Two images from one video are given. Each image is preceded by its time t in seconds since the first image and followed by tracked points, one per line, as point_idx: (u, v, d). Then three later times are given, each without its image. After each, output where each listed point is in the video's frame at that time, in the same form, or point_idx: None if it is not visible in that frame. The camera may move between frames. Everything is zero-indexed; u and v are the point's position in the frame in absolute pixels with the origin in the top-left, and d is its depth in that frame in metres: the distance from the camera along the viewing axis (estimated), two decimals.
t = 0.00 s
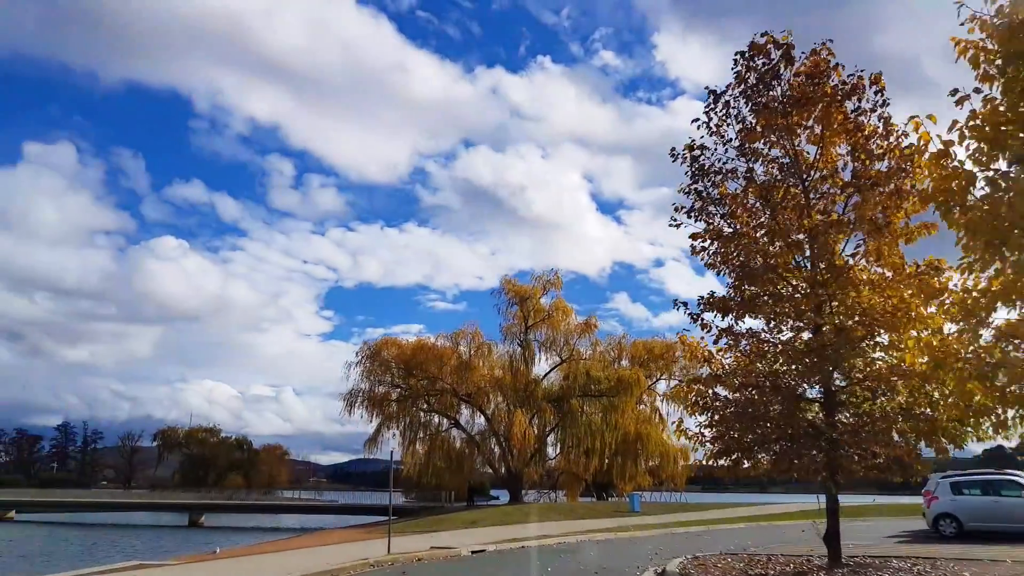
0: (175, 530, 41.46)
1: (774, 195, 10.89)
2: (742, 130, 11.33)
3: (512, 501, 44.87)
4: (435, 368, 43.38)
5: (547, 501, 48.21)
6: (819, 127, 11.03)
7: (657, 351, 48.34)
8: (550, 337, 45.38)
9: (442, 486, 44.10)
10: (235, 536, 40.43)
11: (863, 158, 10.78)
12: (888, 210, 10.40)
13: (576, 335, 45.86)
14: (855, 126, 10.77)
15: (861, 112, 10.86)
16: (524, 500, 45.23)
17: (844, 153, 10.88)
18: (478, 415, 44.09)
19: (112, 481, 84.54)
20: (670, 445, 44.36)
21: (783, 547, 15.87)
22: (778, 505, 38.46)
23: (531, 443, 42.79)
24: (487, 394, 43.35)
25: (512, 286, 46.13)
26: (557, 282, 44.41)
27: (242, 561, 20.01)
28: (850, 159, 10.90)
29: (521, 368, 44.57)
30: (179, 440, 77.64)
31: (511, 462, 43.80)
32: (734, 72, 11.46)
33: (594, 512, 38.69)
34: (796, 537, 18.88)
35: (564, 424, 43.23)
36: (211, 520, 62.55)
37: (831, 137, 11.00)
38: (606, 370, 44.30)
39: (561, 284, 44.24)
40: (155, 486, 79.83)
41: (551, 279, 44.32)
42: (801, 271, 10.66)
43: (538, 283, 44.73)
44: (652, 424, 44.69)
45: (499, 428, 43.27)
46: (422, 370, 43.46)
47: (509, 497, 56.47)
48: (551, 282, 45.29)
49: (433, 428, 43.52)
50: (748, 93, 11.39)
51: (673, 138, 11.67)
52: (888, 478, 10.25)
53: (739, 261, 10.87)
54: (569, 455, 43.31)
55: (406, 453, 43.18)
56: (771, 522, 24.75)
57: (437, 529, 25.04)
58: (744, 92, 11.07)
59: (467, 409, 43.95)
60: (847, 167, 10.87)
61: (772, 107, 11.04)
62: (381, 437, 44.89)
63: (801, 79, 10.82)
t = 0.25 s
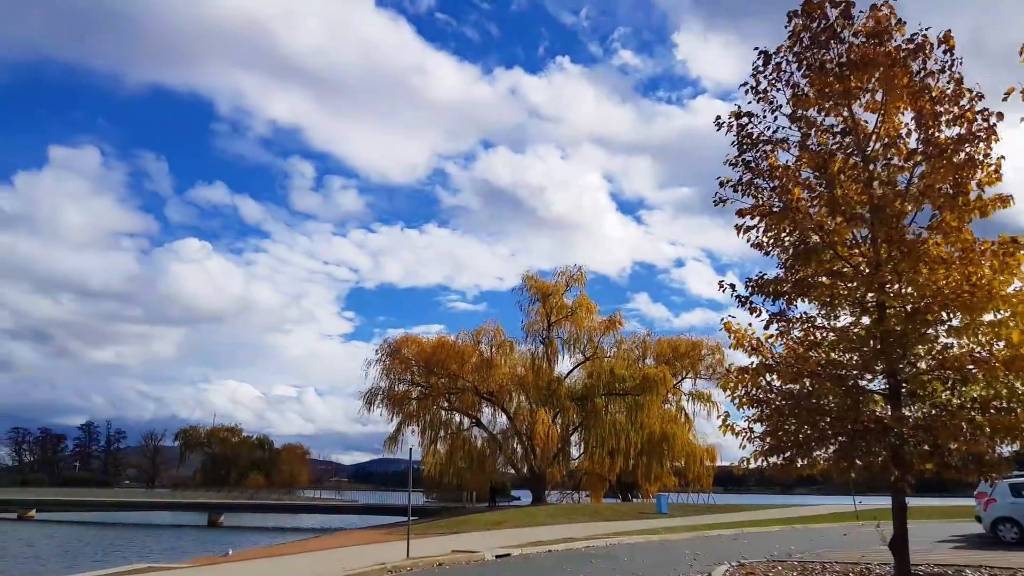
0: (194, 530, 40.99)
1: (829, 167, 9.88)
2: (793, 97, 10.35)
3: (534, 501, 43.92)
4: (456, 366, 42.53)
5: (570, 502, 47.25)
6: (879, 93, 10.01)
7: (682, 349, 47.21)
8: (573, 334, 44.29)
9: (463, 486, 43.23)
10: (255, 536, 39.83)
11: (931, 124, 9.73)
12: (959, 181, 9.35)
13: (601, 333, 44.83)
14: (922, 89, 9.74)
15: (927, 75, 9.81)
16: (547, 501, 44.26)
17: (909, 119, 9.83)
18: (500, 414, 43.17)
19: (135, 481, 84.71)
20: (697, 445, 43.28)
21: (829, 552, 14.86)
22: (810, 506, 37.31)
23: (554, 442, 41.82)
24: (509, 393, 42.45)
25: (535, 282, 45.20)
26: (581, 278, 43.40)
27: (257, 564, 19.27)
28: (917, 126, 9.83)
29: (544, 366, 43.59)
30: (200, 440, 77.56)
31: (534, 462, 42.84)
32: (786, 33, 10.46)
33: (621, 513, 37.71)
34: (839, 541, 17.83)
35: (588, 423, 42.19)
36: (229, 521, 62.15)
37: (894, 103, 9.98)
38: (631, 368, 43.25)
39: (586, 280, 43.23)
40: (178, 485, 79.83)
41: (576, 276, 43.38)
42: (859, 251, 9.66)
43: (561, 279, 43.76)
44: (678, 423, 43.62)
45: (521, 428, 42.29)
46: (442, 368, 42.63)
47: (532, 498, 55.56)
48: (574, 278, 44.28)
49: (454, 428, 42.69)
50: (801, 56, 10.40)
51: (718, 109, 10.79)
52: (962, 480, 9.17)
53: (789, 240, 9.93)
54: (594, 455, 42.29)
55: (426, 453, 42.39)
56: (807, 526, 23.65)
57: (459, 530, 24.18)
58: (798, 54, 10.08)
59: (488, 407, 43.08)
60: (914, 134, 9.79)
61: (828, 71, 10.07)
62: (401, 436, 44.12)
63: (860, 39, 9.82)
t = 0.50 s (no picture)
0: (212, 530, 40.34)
1: (900, 125, 8.77)
2: (856, 52, 9.30)
3: (558, 503, 42.78)
4: (476, 363, 41.56)
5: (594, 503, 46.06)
6: (953, 42, 8.88)
7: (708, 346, 45.91)
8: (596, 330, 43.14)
9: (484, 487, 42.19)
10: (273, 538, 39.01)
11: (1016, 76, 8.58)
12: None
13: (625, 329, 43.68)
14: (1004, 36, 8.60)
15: (1011, 20, 8.66)
16: (570, 502, 43.10)
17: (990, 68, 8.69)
18: (522, 412, 42.10)
19: (156, 481, 84.64)
20: (724, 444, 41.98)
21: (882, 559, 13.69)
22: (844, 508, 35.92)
23: (578, 441, 40.69)
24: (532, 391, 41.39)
25: (556, 276, 44.15)
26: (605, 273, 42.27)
27: (268, 567, 18.37)
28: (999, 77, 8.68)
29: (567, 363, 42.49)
30: (221, 440, 77.29)
31: (557, 462, 41.72)
32: None
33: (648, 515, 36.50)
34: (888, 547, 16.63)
35: (612, 422, 40.98)
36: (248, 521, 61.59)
37: (972, 53, 8.85)
38: (657, 365, 41.98)
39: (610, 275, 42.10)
40: (198, 485, 79.62)
41: (599, 270, 42.27)
42: (933, 219, 8.54)
43: (584, 273, 42.64)
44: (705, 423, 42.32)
45: (544, 426, 41.23)
46: (463, 365, 41.67)
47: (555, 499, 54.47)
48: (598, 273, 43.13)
49: (475, 427, 41.67)
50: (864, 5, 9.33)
51: (768, 71, 9.81)
52: None
53: (850, 209, 8.89)
54: (618, 455, 41.08)
55: (447, 452, 41.41)
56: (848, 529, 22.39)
57: (480, 533, 23.16)
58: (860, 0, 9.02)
59: (510, 405, 42.04)
60: (996, 87, 8.66)
61: (893, 20, 9.00)
62: (421, 436, 43.15)
63: None
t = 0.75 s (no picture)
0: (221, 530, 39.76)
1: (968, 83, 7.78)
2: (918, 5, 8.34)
3: (573, 503, 41.84)
4: (491, 361, 40.72)
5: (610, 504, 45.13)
6: None
7: (727, 344, 44.80)
8: (613, 328, 42.16)
9: (499, 487, 41.33)
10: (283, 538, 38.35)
11: None
12: None
13: (643, 326, 42.68)
14: None
15: None
16: (586, 503, 42.14)
17: None
18: (537, 411, 41.18)
19: (168, 479, 84.47)
20: (744, 445, 40.93)
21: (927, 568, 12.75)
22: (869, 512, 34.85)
23: (594, 440, 39.73)
24: (547, 389, 40.46)
25: (572, 271, 43.24)
26: (623, 268, 41.28)
27: (272, 570, 17.62)
28: None
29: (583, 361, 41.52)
30: (233, 438, 76.95)
31: (573, 461, 40.79)
32: None
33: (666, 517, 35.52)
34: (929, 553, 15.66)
35: (629, 421, 39.94)
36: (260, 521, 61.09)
37: None
38: (676, 364, 40.88)
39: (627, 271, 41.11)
40: (210, 484, 79.32)
41: (617, 266, 41.27)
42: (1009, 187, 7.61)
43: (601, 268, 41.67)
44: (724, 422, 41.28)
45: (560, 425, 40.34)
46: (476, 363, 40.85)
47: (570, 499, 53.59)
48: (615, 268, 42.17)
49: (489, 425, 40.82)
50: None
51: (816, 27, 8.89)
52: None
53: (912, 178, 7.94)
54: (636, 455, 40.06)
55: (461, 451, 40.58)
56: (879, 533, 21.37)
57: (494, 534, 22.32)
58: None
59: (525, 404, 41.15)
60: None
61: None
62: (434, 435, 42.33)
63: None
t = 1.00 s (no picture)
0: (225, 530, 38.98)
1: None
2: None
3: (586, 504, 40.78)
4: (501, 358, 39.73)
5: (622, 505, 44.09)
6: None
7: (743, 342, 43.61)
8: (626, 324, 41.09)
9: (509, 487, 40.32)
10: (289, 539, 37.51)
11: None
12: None
13: (657, 323, 41.58)
14: None
15: None
16: (599, 504, 41.08)
17: None
18: (548, 409, 40.13)
19: (176, 479, 83.99)
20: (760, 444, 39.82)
21: None
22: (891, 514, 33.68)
23: (607, 440, 38.67)
24: (558, 387, 39.43)
25: (585, 266, 42.23)
26: (637, 264, 40.19)
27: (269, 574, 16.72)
28: None
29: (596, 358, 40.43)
30: (241, 438, 76.35)
31: (586, 461, 39.76)
32: None
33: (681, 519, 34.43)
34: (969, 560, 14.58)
35: (643, 420, 38.85)
36: (267, 521, 60.28)
37: None
38: (691, 362, 39.72)
39: (642, 266, 40.01)
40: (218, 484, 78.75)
41: (630, 261, 40.18)
42: None
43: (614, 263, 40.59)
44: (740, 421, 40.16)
45: (573, 424, 39.34)
46: (486, 360, 39.88)
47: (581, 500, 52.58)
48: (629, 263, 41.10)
49: (499, 424, 39.84)
50: None
51: None
52: None
53: (986, 134, 6.89)
54: (650, 455, 38.96)
55: (471, 450, 39.60)
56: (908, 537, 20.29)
57: (503, 537, 21.35)
58: None
59: (536, 402, 40.14)
60: None
61: None
62: (443, 434, 41.35)
63: None
